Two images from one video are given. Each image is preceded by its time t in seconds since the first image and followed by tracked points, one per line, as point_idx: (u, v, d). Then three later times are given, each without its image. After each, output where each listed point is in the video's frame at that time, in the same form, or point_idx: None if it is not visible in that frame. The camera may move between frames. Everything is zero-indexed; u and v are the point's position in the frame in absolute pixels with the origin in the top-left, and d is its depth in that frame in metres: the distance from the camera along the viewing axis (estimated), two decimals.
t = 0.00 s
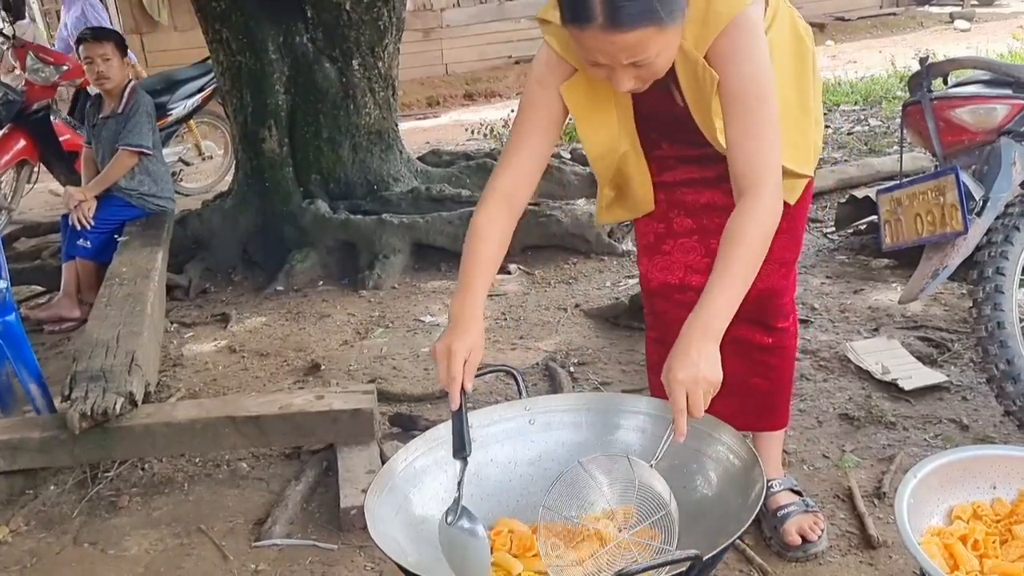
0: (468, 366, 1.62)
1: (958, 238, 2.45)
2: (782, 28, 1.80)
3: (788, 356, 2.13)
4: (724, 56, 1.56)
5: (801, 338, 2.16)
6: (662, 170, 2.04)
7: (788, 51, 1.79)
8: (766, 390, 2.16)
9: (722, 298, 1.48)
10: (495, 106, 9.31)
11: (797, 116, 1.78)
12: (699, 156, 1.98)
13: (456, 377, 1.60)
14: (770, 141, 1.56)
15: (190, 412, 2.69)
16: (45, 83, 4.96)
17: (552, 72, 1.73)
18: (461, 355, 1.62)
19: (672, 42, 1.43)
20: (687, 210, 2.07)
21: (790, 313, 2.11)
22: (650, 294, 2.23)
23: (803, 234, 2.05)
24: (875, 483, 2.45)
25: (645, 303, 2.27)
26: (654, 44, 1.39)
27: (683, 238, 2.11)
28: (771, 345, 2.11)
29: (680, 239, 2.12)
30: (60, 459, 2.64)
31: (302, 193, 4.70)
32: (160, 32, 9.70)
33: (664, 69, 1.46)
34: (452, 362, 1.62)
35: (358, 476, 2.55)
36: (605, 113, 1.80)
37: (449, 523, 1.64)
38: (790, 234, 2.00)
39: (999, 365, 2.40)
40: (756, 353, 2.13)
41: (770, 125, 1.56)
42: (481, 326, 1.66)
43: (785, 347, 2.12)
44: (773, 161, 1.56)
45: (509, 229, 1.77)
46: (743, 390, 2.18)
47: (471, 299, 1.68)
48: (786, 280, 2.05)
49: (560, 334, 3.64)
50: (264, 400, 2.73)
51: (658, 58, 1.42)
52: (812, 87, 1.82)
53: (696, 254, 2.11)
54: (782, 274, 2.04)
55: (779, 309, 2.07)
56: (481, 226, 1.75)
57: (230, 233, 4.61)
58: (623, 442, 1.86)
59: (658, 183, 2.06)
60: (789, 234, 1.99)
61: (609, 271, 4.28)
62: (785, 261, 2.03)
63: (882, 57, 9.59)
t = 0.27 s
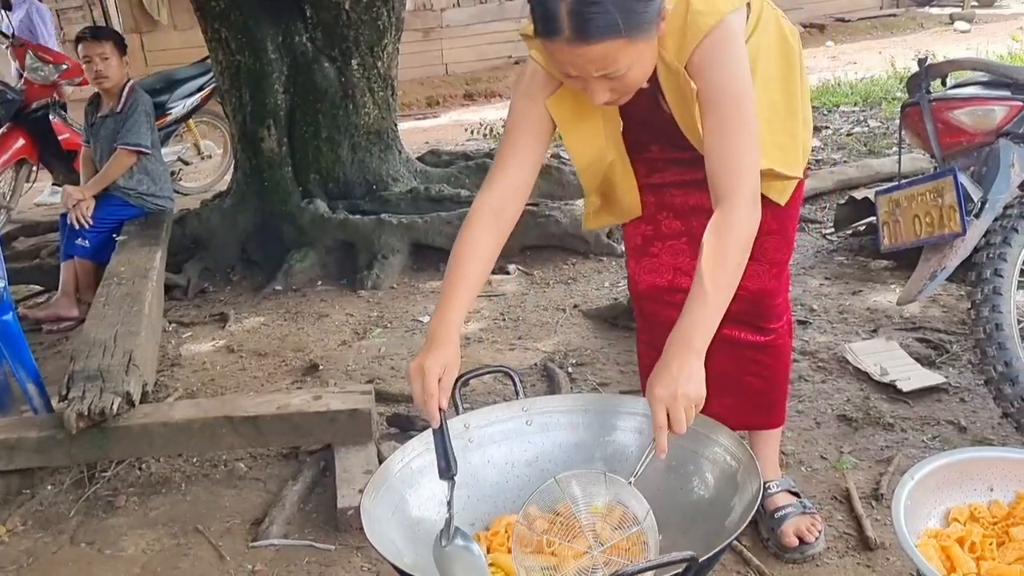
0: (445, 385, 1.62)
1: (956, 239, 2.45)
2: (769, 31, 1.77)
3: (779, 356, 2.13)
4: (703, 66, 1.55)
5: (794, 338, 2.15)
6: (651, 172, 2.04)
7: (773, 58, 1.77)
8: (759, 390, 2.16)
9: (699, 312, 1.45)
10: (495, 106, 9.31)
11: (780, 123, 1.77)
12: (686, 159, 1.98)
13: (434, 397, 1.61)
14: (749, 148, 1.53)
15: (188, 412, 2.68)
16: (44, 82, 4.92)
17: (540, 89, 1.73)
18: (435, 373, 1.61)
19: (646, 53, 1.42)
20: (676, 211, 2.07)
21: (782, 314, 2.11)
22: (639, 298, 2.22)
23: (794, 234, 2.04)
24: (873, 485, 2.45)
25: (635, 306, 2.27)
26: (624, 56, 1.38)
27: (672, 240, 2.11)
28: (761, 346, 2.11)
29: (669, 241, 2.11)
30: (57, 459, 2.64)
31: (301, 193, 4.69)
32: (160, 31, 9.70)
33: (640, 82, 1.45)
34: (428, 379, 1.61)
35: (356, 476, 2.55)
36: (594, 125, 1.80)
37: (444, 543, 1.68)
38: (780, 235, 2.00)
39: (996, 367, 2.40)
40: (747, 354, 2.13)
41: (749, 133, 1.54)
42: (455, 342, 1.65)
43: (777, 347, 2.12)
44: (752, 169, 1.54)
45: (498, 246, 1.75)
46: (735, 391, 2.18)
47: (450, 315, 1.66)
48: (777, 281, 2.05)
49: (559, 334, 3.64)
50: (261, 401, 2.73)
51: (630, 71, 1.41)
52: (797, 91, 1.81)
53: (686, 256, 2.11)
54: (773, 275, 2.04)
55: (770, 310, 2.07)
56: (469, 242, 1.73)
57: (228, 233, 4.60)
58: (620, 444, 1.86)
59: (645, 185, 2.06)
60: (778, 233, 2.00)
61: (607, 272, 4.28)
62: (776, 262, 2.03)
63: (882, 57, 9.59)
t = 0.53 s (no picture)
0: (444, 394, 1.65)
1: (954, 243, 2.46)
2: (756, 35, 1.76)
3: (773, 358, 2.13)
4: (695, 72, 1.53)
5: (789, 341, 2.15)
6: (643, 176, 2.04)
7: (762, 61, 1.77)
8: (754, 392, 2.16)
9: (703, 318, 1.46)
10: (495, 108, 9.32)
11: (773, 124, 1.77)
12: (678, 163, 1.98)
13: (432, 408, 1.63)
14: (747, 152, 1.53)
15: (186, 414, 2.68)
16: (44, 84, 4.87)
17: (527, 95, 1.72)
18: (433, 383, 1.63)
19: (631, 63, 1.42)
20: (668, 215, 2.06)
21: (776, 316, 2.11)
22: (634, 302, 2.22)
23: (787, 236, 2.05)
24: (871, 488, 2.45)
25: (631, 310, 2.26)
26: (608, 66, 1.38)
27: (665, 243, 2.10)
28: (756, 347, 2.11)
29: (662, 245, 2.11)
30: (55, 461, 2.64)
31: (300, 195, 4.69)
32: (160, 33, 9.70)
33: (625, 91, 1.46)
34: (425, 389, 1.63)
35: (354, 479, 2.55)
36: (584, 132, 1.81)
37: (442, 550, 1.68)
38: (773, 238, 2.01)
39: (995, 370, 2.40)
40: (743, 356, 2.12)
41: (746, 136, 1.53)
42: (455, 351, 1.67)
43: (772, 350, 2.12)
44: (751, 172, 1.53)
45: (492, 251, 1.76)
46: (730, 394, 2.18)
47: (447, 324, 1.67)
48: (770, 282, 2.04)
49: (558, 337, 3.64)
50: (260, 403, 2.73)
51: (616, 80, 1.41)
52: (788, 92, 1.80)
53: (680, 260, 2.10)
54: (766, 276, 2.04)
55: (764, 311, 2.07)
56: (464, 249, 1.74)
57: (227, 235, 4.60)
58: (618, 446, 1.86)
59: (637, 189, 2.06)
60: (771, 234, 1.99)
61: (607, 274, 4.28)
62: (770, 264, 2.03)
63: (882, 60, 9.61)
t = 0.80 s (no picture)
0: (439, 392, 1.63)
1: (955, 246, 2.45)
2: (756, 33, 1.76)
3: (773, 359, 2.13)
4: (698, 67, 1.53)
5: (787, 342, 2.15)
6: (640, 178, 2.04)
7: (763, 58, 1.77)
8: (753, 393, 2.16)
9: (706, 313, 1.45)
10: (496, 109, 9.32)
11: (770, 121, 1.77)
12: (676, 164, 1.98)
13: (432, 409, 1.61)
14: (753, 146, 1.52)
15: (185, 414, 2.68)
16: (45, 83, 4.88)
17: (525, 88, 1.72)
18: (430, 383, 1.61)
19: (634, 61, 1.42)
20: (665, 216, 2.06)
21: (775, 316, 2.11)
22: (631, 303, 2.22)
23: (784, 237, 2.05)
24: (871, 490, 2.44)
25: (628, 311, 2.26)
26: (610, 65, 1.39)
27: (663, 244, 2.10)
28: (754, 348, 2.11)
29: (659, 246, 2.11)
30: (54, 460, 2.63)
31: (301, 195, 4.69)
32: (161, 33, 9.71)
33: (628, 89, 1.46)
34: (422, 388, 1.61)
35: (353, 479, 2.54)
36: (581, 129, 1.80)
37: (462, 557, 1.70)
38: (771, 238, 2.01)
39: (995, 373, 2.39)
40: (742, 357, 2.12)
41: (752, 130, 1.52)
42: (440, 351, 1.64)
43: (770, 350, 2.12)
44: (759, 166, 1.53)
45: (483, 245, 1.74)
46: (730, 394, 2.18)
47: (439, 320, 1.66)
48: (768, 282, 2.04)
49: (558, 338, 3.64)
50: (260, 403, 2.73)
51: (619, 77, 1.42)
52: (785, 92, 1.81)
53: (678, 261, 2.10)
54: (764, 277, 2.04)
55: (762, 311, 2.07)
56: (457, 242, 1.72)
57: (227, 235, 4.60)
58: (617, 448, 1.86)
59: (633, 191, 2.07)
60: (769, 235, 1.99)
61: (607, 276, 4.28)
62: (767, 265, 2.03)
63: (883, 63, 9.61)
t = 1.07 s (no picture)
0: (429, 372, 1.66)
1: (954, 248, 2.45)
2: (771, 32, 1.78)
3: (779, 362, 2.12)
4: (711, 55, 1.54)
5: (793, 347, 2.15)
6: (652, 178, 2.04)
7: (777, 58, 1.79)
8: (759, 395, 2.15)
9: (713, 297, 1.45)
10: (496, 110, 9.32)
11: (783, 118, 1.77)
12: (691, 164, 1.97)
13: (422, 386, 1.65)
14: (769, 134, 1.52)
15: (184, 414, 2.68)
16: (45, 83, 4.88)
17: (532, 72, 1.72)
18: (421, 361, 1.64)
19: (644, 50, 1.43)
20: (676, 216, 2.06)
21: (781, 320, 2.10)
22: (640, 302, 2.22)
23: (792, 241, 2.03)
24: (871, 493, 2.44)
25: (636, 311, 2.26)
26: (620, 52, 1.39)
27: (673, 244, 2.10)
28: (760, 351, 2.10)
29: (669, 246, 2.11)
30: (53, 460, 2.63)
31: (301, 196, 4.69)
32: (162, 33, 9.71)
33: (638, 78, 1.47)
34: (413, 369, 1.65)
35: (353, 480, 2.54)
36: (589, 120, 1.80)
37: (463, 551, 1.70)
38: (779, 241, 2.00)
39: (995, 376, 2.39)
40: (748, 359, 2.12)
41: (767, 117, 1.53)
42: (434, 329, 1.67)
43: (776, 356, 2.11)
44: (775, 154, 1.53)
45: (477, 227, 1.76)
46: (734, 397, 2.17)
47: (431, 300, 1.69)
48: (775, 285, 2.04)
49: (558, 339, 3.64)
50: (259, 403, 2.73)
51: (629, 65, 1.42)
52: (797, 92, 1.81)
53: (687, 262, 2.10)
54: (772, 280, 2.03)
55: (769, 316, 2.06)
56: (452, 222, 1.74)
57: (227, 236, 4.60)
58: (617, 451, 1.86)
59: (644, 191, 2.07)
60: (779, 239, 1.99)
61: (607, 277, 4.28)
62: (774, 268, 2.02)
63: (883, 66, 9.61)
